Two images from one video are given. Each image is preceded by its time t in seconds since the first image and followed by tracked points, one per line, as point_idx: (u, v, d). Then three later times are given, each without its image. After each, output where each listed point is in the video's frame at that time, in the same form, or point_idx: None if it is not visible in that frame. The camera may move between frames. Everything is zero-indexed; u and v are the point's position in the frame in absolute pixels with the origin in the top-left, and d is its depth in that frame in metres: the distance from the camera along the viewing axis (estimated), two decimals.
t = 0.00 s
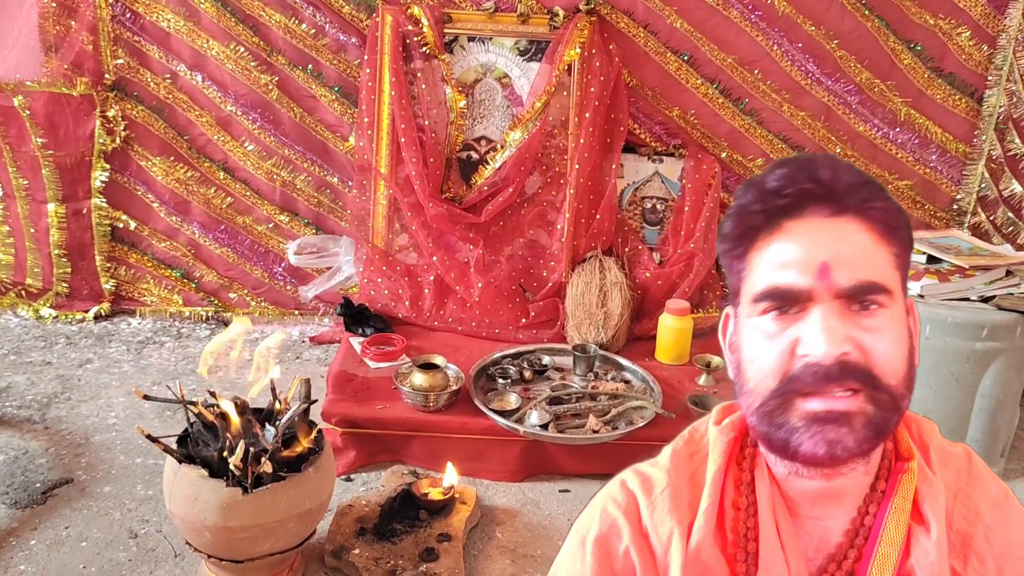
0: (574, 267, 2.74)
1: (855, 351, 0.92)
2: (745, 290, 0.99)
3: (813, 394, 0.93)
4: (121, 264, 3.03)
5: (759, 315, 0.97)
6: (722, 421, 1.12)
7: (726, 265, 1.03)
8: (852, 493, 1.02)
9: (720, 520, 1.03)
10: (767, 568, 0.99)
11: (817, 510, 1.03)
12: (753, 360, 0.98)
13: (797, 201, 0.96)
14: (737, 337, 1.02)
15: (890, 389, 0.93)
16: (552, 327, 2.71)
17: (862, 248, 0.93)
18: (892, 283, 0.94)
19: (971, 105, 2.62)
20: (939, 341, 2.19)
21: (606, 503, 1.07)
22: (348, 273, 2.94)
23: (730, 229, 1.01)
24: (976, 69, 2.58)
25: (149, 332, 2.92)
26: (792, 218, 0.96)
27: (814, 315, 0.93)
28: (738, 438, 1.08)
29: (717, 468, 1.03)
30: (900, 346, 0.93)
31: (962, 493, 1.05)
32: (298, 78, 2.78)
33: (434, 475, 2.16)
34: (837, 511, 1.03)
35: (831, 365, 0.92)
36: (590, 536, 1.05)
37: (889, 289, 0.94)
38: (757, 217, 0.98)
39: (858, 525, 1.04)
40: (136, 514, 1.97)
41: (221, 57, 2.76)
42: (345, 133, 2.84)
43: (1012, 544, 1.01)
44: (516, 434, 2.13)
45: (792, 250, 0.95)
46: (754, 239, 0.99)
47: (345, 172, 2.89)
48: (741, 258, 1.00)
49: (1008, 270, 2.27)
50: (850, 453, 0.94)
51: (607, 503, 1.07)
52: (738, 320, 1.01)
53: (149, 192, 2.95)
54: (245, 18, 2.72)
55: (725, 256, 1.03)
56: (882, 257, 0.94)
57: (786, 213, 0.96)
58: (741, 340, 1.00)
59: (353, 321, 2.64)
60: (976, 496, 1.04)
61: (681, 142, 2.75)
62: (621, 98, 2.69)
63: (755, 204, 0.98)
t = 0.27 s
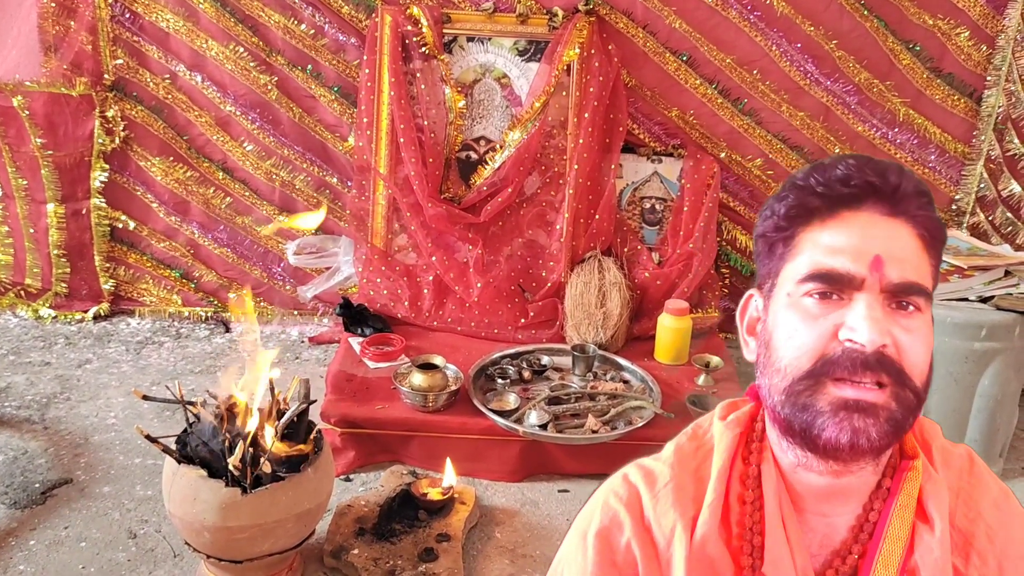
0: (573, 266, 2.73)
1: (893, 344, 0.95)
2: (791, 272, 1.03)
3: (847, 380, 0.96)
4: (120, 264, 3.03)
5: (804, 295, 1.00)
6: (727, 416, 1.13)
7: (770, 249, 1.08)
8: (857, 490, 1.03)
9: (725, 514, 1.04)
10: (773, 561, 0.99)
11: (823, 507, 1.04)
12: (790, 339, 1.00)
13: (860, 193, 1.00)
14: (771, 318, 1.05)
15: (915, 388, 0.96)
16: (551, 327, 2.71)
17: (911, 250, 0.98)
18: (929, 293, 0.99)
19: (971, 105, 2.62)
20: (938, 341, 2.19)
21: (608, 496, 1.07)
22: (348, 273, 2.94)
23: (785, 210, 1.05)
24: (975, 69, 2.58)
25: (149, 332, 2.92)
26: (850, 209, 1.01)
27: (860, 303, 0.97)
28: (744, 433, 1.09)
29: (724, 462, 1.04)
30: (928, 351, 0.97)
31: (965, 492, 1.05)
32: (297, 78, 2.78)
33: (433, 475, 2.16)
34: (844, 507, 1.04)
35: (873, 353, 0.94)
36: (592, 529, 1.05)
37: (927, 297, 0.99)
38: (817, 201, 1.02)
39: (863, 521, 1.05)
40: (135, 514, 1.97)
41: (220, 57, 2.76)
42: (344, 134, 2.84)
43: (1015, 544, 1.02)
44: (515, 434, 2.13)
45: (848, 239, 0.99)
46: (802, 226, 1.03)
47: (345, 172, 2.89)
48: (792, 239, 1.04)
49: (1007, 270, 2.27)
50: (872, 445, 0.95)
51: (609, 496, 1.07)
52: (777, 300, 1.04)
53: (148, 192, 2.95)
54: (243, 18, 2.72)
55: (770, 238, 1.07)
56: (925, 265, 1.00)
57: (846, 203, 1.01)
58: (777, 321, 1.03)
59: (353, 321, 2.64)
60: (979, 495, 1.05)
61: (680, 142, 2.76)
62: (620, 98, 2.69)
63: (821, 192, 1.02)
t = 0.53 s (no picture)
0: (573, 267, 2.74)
1: (894, 352, 0.96)
2: (791, 279, 1.03)
3: (849, 389, 0.96)
4: (120, 265, 3.03)
5: (805, 303, 1.00)
6: (730, 417, 1.13)
7: (771, 253, 1.08)
8: (860, 491, 1.03)
9: (728, 515, 1.04)
10: (775, 562, 0.99)
11: (826, 508, 1.04)
12: (791, 346, 1.00)
13: (861, 199, 1.00)
14: (772, 324, 1.05)
15: (917, 394, 0.97)
16: (550, 328, 2.71)
17: (911, 256, 0.99)
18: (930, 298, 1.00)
19: (970, 106, 2.62)
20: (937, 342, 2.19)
21: (611, 497, 1.07)
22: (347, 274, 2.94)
23: (785, 215, 1.05)
24: (974, 70, 2.58)
25: (149, 333, 2.92)
26: (850, 214, 1.00)
27: (860, 311, 0.97)
28: (747, 434, 1.09)
29: (727, 463, 1.04)
30: (929, 357, 0.98)
31: (967, 493, 1.05)
32: (297, 80, 2.78)
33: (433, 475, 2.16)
34: (847, 508, 1.04)
35: (874, 362, 0.94)
36: (594, 529, 1.06)
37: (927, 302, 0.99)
38: (817, 207, 1.02)
39: (866, 522, 1.05)
40: (135, 515, 1.97)
41: (220, 58, 2.77)
42: (344, 135, 2.84)
43: (1017, 545, 1.02)
44: (515, 434, 2.13)
45: (848, 246, 0.99)
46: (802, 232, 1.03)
47: (345, 173, 2.90)
48: (792, 245, 1.04)
49: (1006, 271, 2.27)
50: (874, 452, 0.96)
51: (612, 496, 1.07)
52: (778, 307, 1.04)
53: (148, 193, 2.96)
54: (243, 19, 2.73)
55: (771, 243, 1.07)
56: (925, 270, 1.00)
57: (846, 209, 1.01)
58: (778, 327, 1.03)
59: (353, 322, 2.64)
60: (982, 496, 1.05)
61: (679, 143, 2.76)
62: (620, 99, 2.70)
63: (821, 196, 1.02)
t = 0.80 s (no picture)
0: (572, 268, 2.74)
1: (891, 350, 0.96)
2: (788, 278, 1.03)
3: (847, 387, 0.96)
4: (119, 266, 3.03)
5: (802, 302, 1.01)
6: (730, 417, 1.13)
7: (768, 253, 1.08)
8: (860, 491, 1.03)
9: (727, 515, 1.04)
10: (775, 563, 0.99)
11: (826, 508, 1.05)
12: (789, 345, 1.01)
13: (855, 197, 1.00)
14: (770, 323, 1.05)
15: (914, 392, 0.97)
16: (549, 329, 2.72)
17: (906, 253, 0.99)
18: (927, 295, 1.00)
19: (969, 107, 2.62)
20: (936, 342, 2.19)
21: (610, 496, 1.07)
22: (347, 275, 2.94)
23: (781, 215, 1.05)
24: (973, 71, 2.58)
25: (148, 334, 2.92)
26: (845, 213, 1.01)
27: (857, 309, 0.97)
28: (747, 434, 1.09)
29: (726, 463, 1.04)
30: (927, 354, 0.98)
31: (967, 493, 1.05)
32: (296, 81, 2.78)
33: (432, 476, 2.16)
34: (847, 508, 1.04)
35: (870, 360, 0.95)
36: (593, 528, 1.06)
37: (924, 299, 0.99)
38: (812, 206, 1.02)
39: (866, 523, 1.05)
40: (134, 516, 1.97)
41: (220, 60, 2.77)
42: (343, 136, 2.84)
43: (1017, 545, 1.02)
44: (514, 435, 2.13)
45: (844, 244, 0.99)
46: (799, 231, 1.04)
47: (344, 174, 2.90)
48: (788, 244, 1.04)
49: (1005, 272, 2.27)
50: (872, 450, 0.96)
51: (611, 496, 1.07)
52: (775, 307, 1.05)
53: (148, 194, 2.96)
54: (243, 20, 2.73)
55: (768, 243, 1.08)
56: (922, 267, 1.00)
57: (842, 208, 1.01)
58: (776, 327, 1.04)
59: (352, 323, 2.65)
60: (982, 496, 1.05)
61: (678, 144, 2.76)
62: (619, 100, 2.70)
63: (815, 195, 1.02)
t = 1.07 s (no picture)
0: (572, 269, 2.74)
1: (889, 351, 0.96)
2: (787, 279, 1.03)
3: (844, 387, 0.96)
4: (119, 267, 3.03)
5: (800, 303, 1.01)
6: (730, 417, 1.13)
7: (767, 253, 1.08)
8: (860, 490, 1.03)
9: (728, 514, 1.04)
10: (775, 562, 0.99)
11: (826, 507, 1.04)
12: (787, 346, 1.01)
13: (853, 197, 1.00)
14: (769, 324, 1.05)
15: (914, 393, 0.97)
16: (549, 330, 2.72)
17: (905, 254, 0.99)
18: (926, 295, 1.00)
19: (968, 107, 2.62)
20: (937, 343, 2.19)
21: (612, 495, 1.07)
22: (346, 275, 2.94)
23: (779, 216, 1.05)
24: (973, 71, 2.59)
25: (148, 335, 2.92)
26: (843, 214, 1.01)
27: (855, 310, 0.98)
28: (747, 434, 1.09)
29: (727, 462, 1.04)
30: (925, 355, 0.98)
31: (967, 493, 1.05)
32: (296, 81, 2.78)
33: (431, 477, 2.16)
34: (847, 508, 1.04)
35: (867, 361, 0.95)
36: (596, 527, 1.05)
37: (923, 299, 0.99)
38: (810, 207, 1.02)
39: (866, 522, 1.05)
40: (134, 517, 1.97)
41: (219, 60, 2.77)
42: (343, 136, 2.84)
43: (1016, 545, 1.02)
44: (514, 436, 2.13)
45: (841, 244, 0.99)
46: (799, 231, 1.03)
47: (344, 175, 2.90)
48: (787, 245, 1.04)
49: (1005, 272, 2.28)
50: (870, 450, 0.96)
51: (614, 495, 1.07)
52: (774, 307, 1.05)
53: (147, 195, 2.96)
54: (242, 21, 2.73)
55: (768, 244, 1.08)
56: (921, 267, 1.00)
57: (840, 208, 1.01)
58: (774, 328, 1.04)
59: (352, 324, 2.65)
60: (981, 496, 1.05)
61: (678, 144, 2.76)
62: (619, 101, 2.70)
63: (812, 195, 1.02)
